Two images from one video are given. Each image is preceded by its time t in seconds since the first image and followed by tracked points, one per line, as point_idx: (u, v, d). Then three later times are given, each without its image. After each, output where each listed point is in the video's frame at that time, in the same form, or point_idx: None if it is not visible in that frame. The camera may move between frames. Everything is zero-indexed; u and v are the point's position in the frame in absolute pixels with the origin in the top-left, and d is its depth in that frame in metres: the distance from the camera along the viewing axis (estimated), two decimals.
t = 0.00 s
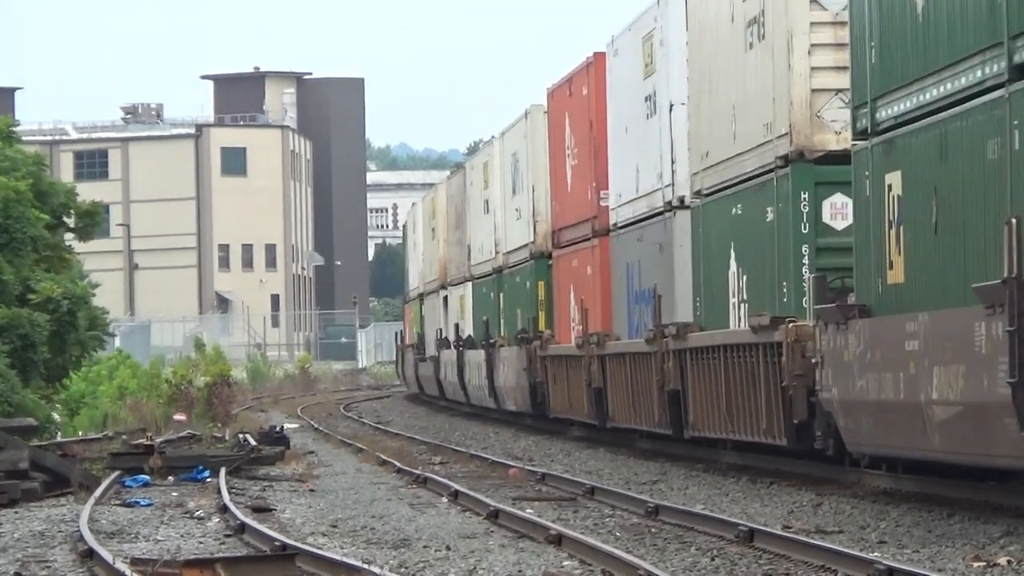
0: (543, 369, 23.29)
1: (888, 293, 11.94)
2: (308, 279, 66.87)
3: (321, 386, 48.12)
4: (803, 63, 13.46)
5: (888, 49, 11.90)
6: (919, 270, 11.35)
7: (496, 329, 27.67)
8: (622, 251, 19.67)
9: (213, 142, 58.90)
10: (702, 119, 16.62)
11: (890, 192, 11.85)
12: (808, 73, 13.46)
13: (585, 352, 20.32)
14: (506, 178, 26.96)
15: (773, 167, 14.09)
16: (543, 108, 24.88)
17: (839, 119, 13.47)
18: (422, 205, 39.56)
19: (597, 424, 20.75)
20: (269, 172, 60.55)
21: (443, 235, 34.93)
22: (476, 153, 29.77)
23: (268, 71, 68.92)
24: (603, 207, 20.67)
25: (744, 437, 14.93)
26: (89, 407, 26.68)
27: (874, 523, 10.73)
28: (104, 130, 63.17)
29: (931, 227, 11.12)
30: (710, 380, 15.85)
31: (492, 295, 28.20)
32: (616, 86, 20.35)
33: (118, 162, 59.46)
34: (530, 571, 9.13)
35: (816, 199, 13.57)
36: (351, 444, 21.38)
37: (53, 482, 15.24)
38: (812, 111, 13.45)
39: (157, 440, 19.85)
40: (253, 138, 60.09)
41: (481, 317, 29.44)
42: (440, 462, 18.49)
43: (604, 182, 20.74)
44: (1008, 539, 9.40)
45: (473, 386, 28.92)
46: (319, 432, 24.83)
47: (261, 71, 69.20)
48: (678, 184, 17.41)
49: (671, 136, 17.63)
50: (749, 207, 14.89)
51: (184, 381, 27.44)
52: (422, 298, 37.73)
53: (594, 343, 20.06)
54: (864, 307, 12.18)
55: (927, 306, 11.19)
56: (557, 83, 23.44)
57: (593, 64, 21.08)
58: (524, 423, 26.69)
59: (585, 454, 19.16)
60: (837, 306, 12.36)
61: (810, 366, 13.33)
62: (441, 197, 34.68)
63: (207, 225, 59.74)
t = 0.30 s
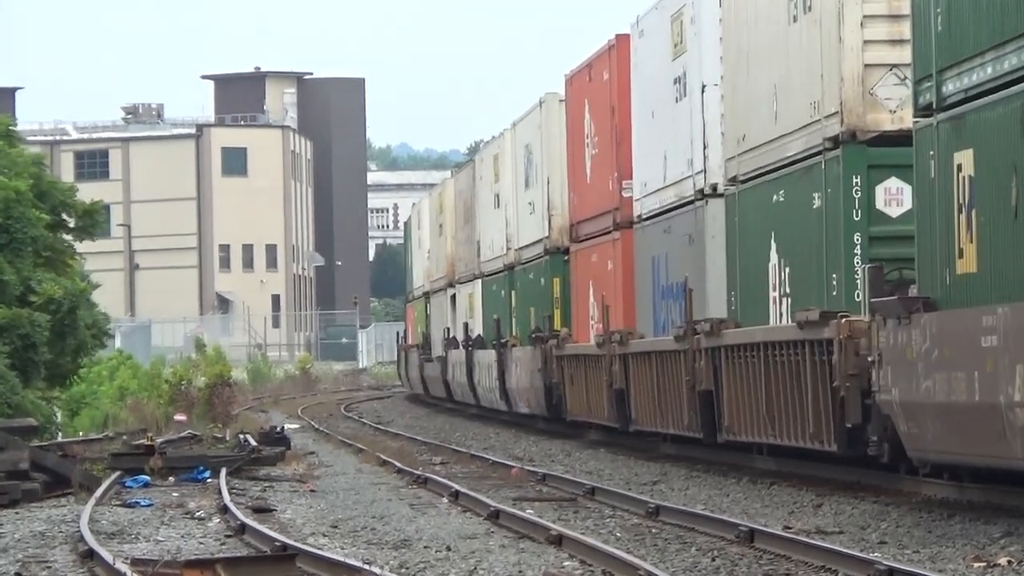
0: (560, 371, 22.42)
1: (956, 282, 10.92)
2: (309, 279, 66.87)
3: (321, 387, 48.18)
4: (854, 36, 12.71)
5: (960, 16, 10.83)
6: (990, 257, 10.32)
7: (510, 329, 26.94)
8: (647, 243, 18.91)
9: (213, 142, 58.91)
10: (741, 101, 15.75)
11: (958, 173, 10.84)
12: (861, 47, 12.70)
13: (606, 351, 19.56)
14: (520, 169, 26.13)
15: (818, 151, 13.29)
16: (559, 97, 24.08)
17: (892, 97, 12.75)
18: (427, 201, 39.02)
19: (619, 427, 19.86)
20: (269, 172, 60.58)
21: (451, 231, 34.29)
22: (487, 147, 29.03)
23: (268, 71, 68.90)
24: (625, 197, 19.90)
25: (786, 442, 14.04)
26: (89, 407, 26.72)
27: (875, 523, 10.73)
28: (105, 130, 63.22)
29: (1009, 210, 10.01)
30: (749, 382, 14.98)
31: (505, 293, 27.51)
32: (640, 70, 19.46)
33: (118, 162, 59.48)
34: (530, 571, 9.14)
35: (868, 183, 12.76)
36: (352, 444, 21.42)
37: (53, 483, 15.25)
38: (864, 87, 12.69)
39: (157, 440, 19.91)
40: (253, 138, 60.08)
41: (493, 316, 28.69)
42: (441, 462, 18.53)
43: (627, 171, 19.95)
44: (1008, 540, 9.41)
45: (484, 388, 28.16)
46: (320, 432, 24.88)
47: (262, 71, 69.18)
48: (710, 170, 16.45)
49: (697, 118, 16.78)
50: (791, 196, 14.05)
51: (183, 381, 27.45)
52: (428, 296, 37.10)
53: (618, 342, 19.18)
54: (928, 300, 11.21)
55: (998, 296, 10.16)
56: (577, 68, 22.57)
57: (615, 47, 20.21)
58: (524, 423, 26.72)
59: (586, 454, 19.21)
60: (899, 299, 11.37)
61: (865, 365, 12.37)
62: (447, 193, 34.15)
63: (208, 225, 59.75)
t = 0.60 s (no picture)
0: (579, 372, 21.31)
1: None
2: (309, 279, 66.87)
3: (321, 387, 48.26)
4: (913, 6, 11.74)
5: None
6: None
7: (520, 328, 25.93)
8: (676, 234, 17.95)
9: (213, 142, 58.92)
10: (784, 80, 14.78)
11: None
12: (920, 17, 11.73)
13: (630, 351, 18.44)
14: (534, 162, 25.21)
15: (874, 130, 12.32)
16: (576, 84, 23.10)
17: (956, 70, 11.77)
18: (434, 196, 38.25)
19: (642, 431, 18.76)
20: (268, 172, 60.60)
21: (459, 228, 33.40)
22: (499, 140, 28.16)
23: (268, 71, 68.86)
24: (649, 187, 19.08)
25: (835, 447, 12.94)
26: (89, 408, 26.73)
27: (874, 524, 10.75)
28: (105, 130, 63.24)
29: None
30: (792, 382, 13.89)
31: (517, 291, 26.49)
32: (665, 53, 18.55)
33: (118, 162, 59.49)
34: (530, 571, 9.14)
35: (929, 165, 11.73)
36: (351, 444, 21.44)
37: (53, 483, 15.25)
38: (927, 60, 11.70)
39: (157, 440, 19.96)
40: (252, 138, 60.08)
41: (502, 315, 27.64)
42: (441, 463, 18.55)
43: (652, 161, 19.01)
44: (1008, 540, 9.42)
45: (493, 388, 27.31)
46: (319, 432, 24.91)
47: (261, 71, 69.17)
48: (743, 156, 15.67)
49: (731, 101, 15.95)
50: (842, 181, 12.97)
51: (183, 382, 27.47)
52: (435, 296, 36.26)
53: (643, 340, 18.07)
54: (1005, 289, 10.16)
55: None
56: (594, 55, 21.67)
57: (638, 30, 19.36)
58: (523, 423, 26.76)
59: (585, 454, 19.26)
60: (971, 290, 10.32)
61: (927, 362, 11.22)
62: (453, 190, 33.40)
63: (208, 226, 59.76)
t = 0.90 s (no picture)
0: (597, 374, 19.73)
1: None
2: (309, 279, 66.88)
3: (321, 387, 48.30)
4: None
5: None
6: None
7: (531, 328, 24.20)
8: (707, 224, 16.13)
9: (213, 143, 58.91)
10: (826, 54, 13.11)
11: None
12: None
13: (656, 350, 16.86)
14: (545, 153, 23.37)
15: (938, 105, 10.68)
16: (594, 70, 21.08)
17: None
18: (440, 192, 37.03)
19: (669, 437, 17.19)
20: (269, 173, 60.61)
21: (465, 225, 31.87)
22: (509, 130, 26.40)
23: (267, 72, 68.82)
24: (674, 176, 17.08)
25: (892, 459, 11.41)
26: (89, 408, 26.75)
27: (874, 524, 10.76)
28: (105, 130, 63.25)
29: None
30: (843, 385, 12.23)
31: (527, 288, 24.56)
32: (692, 29, 16.66)
33: (118, 162, 59.47)
34: (530, 571, 9.15)
35: (1001, 142, 10.15)
36: (351, 444, 21.45)
37: (53, 483, 15.25)
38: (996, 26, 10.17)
39: (157, 440, 19.97)
40: (252, 138, 60.08)
41: (512, 313, 25.82)
42: (440, 463, 18.56)
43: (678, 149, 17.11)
44: (1008, 540, 9.42)
45: (505, 390, 25.74)
46: (320, 432, 24.95)
47: (261, 71, 69.12)
48: (786, 139, 13.74)
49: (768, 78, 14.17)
50: (900, 161, 11.34)
51: (183, 382, 27.49)
52: (439, 295, 34.79)
53: (669, 338, 16.48)
54: None
55: None
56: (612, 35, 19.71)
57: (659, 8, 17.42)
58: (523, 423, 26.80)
59: (585, 454, 19.28)
60: None
61: (1004, 361, 9.56)
62: (459, 183, 31.73)
63: (208, 226, 59.76)
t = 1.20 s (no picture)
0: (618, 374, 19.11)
1: None
2: (308, 279, 66.85)
3: (321, 387, 48.29)
4: None
5: None
6: None
7: (546, 325, 23.47)
8: (740, 213, 15.48)
9: (212, 142, 58.91)
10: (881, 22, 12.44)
11: None
12: None
13: (683, 347, 16.23)
14: (562, 143, 22.70)
15: (1012, 75, 10.07)
16: (611, 55, 20.62)
17: None
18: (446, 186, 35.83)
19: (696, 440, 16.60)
20: (268, 173, 60.62)
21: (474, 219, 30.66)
22: (520, 121, 25.66)
23: (266, 71, 68.81)
24: (704, 162, 16.48)
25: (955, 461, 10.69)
26: (88, 408, 26.73)
27: (873, 524, 10.74)
28: (104, 130, 63.21)
29: None
30: (898, 384, 11.52)
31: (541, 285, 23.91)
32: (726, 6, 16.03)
33: (117, 162, 59.42)
34: (528, 572, 9.15)
35: None
36: (350, 445, 21.44)
37: (52, 483, 15.23)
38: None
39: (156, 440, 19.98)
40: (251, 138, 60.10)
41: (525, 312, 25.12)
42: (440, 463, 18.57)
43: (709, 133, 16.47)
44: (1007, 540, 9.43)
45: (517, 391, 25.09)
46: (319, 433, 24.94)
47: (260, 71, 69.11)
48: (832, 118, 13.07)
49: (816, 50, 13.47)
50: (968, 140, 10.70)
51: (183, 382, 27.48)
52: (445, 293, 33.68)
53: (699, 335, 15.82)
54: None
55: None
56: (636, 17, 19.07)
57: None
58: (522, 423, 26.83)
59: (584, 454, 19.24)
60: None
61: None
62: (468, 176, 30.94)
63: (207, 226, 59.75)
